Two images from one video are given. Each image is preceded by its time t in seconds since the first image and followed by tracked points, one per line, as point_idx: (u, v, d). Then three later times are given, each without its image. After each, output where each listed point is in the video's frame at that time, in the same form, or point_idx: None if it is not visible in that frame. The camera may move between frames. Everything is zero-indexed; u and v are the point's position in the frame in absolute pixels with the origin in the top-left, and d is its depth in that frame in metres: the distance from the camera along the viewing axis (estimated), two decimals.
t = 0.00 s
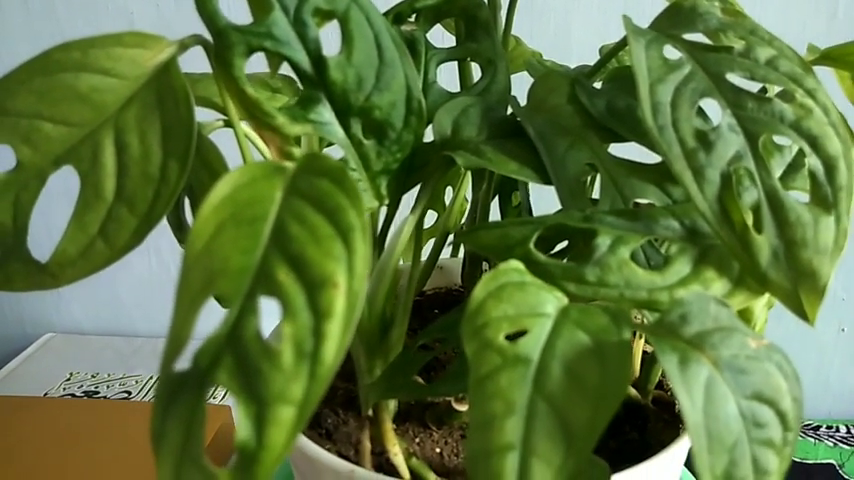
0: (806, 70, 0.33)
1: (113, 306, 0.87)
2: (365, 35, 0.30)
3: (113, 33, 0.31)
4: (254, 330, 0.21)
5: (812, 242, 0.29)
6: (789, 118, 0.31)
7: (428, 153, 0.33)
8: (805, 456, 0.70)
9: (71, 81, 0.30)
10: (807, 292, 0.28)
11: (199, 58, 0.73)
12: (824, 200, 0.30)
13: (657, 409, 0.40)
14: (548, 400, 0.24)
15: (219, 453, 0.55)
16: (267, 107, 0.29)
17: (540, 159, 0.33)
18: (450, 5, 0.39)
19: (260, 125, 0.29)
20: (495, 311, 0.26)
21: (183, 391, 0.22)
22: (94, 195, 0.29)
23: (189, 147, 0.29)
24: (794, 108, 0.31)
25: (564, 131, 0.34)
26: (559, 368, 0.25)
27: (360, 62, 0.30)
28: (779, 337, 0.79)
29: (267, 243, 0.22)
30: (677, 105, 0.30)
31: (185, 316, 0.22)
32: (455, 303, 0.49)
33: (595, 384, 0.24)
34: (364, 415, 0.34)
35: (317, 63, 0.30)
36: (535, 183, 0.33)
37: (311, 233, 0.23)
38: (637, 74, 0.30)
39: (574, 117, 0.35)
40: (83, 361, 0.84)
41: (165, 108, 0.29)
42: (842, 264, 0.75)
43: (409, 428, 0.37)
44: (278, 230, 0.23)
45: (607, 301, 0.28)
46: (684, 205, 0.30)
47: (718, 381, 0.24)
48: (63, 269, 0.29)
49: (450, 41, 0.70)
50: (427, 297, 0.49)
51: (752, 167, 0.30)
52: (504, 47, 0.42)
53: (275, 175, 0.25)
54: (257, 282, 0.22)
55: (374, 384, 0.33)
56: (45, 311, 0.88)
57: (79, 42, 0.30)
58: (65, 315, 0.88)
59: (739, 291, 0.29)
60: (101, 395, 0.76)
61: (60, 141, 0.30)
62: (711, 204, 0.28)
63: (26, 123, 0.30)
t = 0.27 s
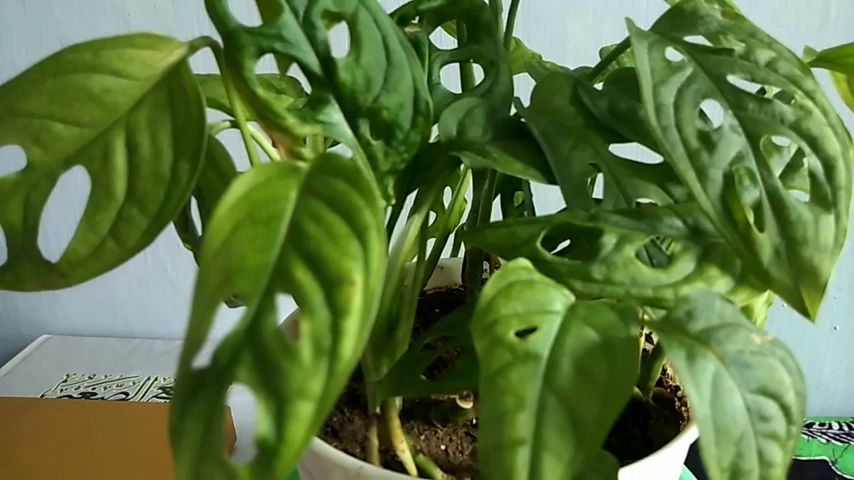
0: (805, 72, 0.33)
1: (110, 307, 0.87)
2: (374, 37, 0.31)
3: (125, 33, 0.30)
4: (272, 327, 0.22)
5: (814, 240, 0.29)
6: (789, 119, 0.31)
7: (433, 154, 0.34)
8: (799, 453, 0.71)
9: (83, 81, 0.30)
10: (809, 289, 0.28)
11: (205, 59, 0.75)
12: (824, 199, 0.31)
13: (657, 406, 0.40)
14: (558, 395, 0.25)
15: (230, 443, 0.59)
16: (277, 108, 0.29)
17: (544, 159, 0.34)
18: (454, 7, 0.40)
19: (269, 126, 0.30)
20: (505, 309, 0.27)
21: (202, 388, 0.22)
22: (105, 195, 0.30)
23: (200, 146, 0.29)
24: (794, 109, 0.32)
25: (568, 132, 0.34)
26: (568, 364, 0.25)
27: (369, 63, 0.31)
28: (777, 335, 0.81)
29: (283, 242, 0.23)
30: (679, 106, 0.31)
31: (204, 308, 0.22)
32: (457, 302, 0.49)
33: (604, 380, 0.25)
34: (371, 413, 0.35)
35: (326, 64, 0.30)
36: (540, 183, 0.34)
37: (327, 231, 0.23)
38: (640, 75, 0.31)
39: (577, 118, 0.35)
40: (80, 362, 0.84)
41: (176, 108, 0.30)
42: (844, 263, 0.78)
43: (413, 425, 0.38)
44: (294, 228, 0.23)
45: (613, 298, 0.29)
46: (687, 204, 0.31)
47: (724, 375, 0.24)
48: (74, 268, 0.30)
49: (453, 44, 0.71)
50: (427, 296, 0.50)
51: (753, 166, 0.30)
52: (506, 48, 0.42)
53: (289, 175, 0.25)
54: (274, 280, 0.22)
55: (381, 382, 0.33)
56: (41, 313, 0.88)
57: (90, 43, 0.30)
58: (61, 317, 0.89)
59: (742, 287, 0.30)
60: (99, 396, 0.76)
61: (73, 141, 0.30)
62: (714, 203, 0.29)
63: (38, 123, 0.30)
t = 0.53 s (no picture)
0: (795, 78, 0.34)
1: (103, 309, 0.87)
2: (376, 43, 0.31)
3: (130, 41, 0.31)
4: (283, 329, 0.22)
5: (805, 242, 0.30)
6: (781, 124, 0.32)
7: (433, 158, 0.34)
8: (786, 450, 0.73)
9: (89, 87, 0.30)
10: (800, 289, 0.29)
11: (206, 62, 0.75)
12: (814, 201, 0.31)
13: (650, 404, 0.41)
14: (559, 394, 0.26)
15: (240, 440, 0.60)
16: (281, 113, 0.30)
17: (542, 163, 0.35)
18: (451, 13, 0.40)
19: (274, 131, 0.30)
20: (507, 310, 0.27)
21: (214, 389, 0.22)
22: (111, 199, 0.30)
23: (206, 151, 0.29)
24: (784, 114, 0.33)
25: (565, 136, 0.35)
26: (569, 363, 0.26)
27: (370, 69, 0.31)
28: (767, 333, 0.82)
29: (293, 246, 0.23)
30: (674, 111, 0.31)
31: (213, 314, 0.23)
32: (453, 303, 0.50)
33: (604, 379, 0.26)
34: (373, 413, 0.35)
35: (329, 70, 0.31)
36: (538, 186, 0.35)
37: (336, 235, 0.23)
38: (636, 82, 0.31)
39: (573, 122, 0.36)
40: (72, 364, 0.85)
41: (182, 113, 0.30)
42: (833, 263, 0.80)
43: (412, 425, 0.38)
44: (304, 233, 0.24)
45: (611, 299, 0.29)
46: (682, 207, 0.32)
47: (720, 374, 0.25)
48: (79, 272, 0.30)
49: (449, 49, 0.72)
50: (423, 297, 0.50)
51: (746, 171, 0.31)
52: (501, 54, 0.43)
53: (297, 180, 0.25)
54: (285, 282, 0.23)
55: (382, 383, 0.34)
56: (33, 316, 0.88)
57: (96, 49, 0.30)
58: (53, 319, 0.89)
59: (735, 289, 0.31)
60: (92, 398, 0.76)
61: (79, 147, 0.30)
62: (708, 206, 0.29)
63: (43, 128, 0.30)
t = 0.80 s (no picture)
0: (785, 85, 0.35)
1: (98, 313, 0.88)
2: (376, 51, 0.32)
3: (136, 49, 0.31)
4: (292, 331, 0.23)
5: (795, 244, 0.31)
6: (771, 130, 0.33)
7: (432, 163, 0.35)
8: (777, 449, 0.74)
9: (96, 94, 0.30)
10: (790, 291, 0.30)
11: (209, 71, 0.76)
12: (804, 206, 0.32)
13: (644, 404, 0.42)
14: (558, 393, 0.26)
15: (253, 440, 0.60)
16: (285, 120, 0.31)
17: (539, 169, 0.36)
18: (448, 21, 0.41)
19: (278, 137, 0.31)
20: (507, 312, 0.28)
21: (224, 390, 0.23)
22: (117, 204, 0.30)
23: (211, 157, 0.30)
24: (774, 121, 0.34)
25: (560, 141, 0.36)
26: (568, 363, 0.27)
27: (372, 77, 0.32)
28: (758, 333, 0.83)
29: (300, 250, 0.24)
30: (667, 118, 0.32)
31: (223, 317, 0.23)
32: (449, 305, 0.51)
33: (602, 378, 0.27)
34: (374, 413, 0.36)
35: (332, 78, 0.32)
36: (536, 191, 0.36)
37: (343, 240, 0.24)
38: (630, 89, 0.32)
39: (568, 128, 0.37)
40: (67, 368, 0.85)
41: (187, 120, 0.31)
42: (823, 264, 0.81)
43: (412, 426, 0.39)
44: (310, 237, 0.24)
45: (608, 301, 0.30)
46: (675, 211, 0.33)
47: (713, 373, 0.26)
48: (85, 276, 0.31)
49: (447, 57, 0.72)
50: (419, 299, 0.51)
51: (737, 176, 0.32)
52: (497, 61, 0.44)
53: (303, 186, 0.26)
54: (292, 286, 0.23)
55: (383, 383, 0.35)
56: (28, 319, 0.90)
57: (103, 57, 0.31)
58: (48, 323, 0.90)
59: (728, 291, 0.32)
60: (87, 402, 0.77)
61: (85, 153, 0.31)
62: (701, 210, 0.30)
63: (51, 134, 0.30)
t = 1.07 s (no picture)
0: (782, 81, 0.36)
1: (95, 310, 0.89)
2: (382, 47, 0.33)
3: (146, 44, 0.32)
4: (306, 319, 0.23)
5: (793, 236, 0.32)
6: (768, 125, 0.34)
7: (436, 157, 0.35)
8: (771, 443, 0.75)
9: (105, 89, 0.31)
10: (789, 281, 0.30)
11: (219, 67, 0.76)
12: (801, 199, 0.33)
13: (643, 397, 0.43)
14: (564, 381, 0.27)
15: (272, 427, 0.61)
16: (292, 115, 0.31)
17: (542, 163, 0.36)
18: (449, 18, 0.42)
19: (285, 131, 0.31)
20: (513, 302, 0.28)
21: (239, 377, 0.23)
22: (126, 197, 0.31)
23: (221, 150, 0.30)
24: (772, 116, 0.34)
25: (562, 136, 0.37)
26: (574, 352, 0.27)
27: (378, 72, 0.33)
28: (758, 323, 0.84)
29: (312, 241, 0.25)
30: (668, 112, 0.33)
31: (236, 306, 0.24)
32: (449, 299, 0.51)
33: (606, 365, 0.27)
34: (380, 404, 0.37)
35: (339, 73, 0.32)
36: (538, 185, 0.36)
37: (354, 231, 0.25)
38: (630, 85, 0.33)
39: (569, 123, 0.37)
40: (65, 365, 0.86)
41: (196, 114, 0.31)
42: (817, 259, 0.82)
43: (416, 417, 0.40)
44: (322, 228, 0.25)
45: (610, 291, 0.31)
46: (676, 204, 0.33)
47: (715, 360, 0.27)
48: (95, 268, 0.31)
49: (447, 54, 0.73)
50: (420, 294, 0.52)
51: (736, 169, 0.32)
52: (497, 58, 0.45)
53: (314, 177, 0.27)
54: (305, 275, 0.24)
55: (390, 374, 0.35)
56: (25, 316, 0.90)
57: (113, 51, 0.31)
58: (44, 320, 0.90)
59: (727, 282, 0.32)
60: (86, 399, 0.77)
61: (94, 146, 0.31)
62: (701, 203, 0.31)
63: (60, 128, 0.30)
